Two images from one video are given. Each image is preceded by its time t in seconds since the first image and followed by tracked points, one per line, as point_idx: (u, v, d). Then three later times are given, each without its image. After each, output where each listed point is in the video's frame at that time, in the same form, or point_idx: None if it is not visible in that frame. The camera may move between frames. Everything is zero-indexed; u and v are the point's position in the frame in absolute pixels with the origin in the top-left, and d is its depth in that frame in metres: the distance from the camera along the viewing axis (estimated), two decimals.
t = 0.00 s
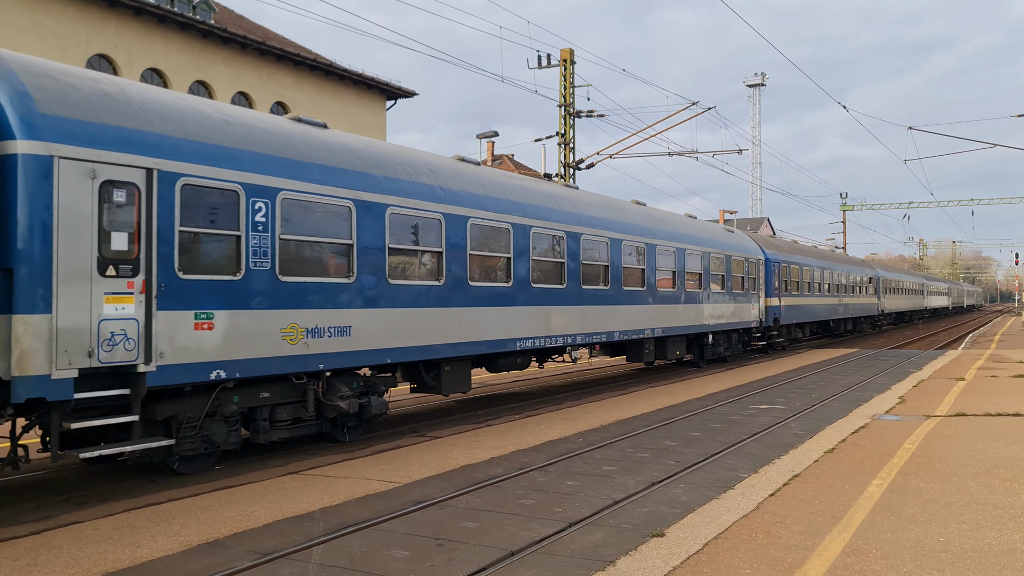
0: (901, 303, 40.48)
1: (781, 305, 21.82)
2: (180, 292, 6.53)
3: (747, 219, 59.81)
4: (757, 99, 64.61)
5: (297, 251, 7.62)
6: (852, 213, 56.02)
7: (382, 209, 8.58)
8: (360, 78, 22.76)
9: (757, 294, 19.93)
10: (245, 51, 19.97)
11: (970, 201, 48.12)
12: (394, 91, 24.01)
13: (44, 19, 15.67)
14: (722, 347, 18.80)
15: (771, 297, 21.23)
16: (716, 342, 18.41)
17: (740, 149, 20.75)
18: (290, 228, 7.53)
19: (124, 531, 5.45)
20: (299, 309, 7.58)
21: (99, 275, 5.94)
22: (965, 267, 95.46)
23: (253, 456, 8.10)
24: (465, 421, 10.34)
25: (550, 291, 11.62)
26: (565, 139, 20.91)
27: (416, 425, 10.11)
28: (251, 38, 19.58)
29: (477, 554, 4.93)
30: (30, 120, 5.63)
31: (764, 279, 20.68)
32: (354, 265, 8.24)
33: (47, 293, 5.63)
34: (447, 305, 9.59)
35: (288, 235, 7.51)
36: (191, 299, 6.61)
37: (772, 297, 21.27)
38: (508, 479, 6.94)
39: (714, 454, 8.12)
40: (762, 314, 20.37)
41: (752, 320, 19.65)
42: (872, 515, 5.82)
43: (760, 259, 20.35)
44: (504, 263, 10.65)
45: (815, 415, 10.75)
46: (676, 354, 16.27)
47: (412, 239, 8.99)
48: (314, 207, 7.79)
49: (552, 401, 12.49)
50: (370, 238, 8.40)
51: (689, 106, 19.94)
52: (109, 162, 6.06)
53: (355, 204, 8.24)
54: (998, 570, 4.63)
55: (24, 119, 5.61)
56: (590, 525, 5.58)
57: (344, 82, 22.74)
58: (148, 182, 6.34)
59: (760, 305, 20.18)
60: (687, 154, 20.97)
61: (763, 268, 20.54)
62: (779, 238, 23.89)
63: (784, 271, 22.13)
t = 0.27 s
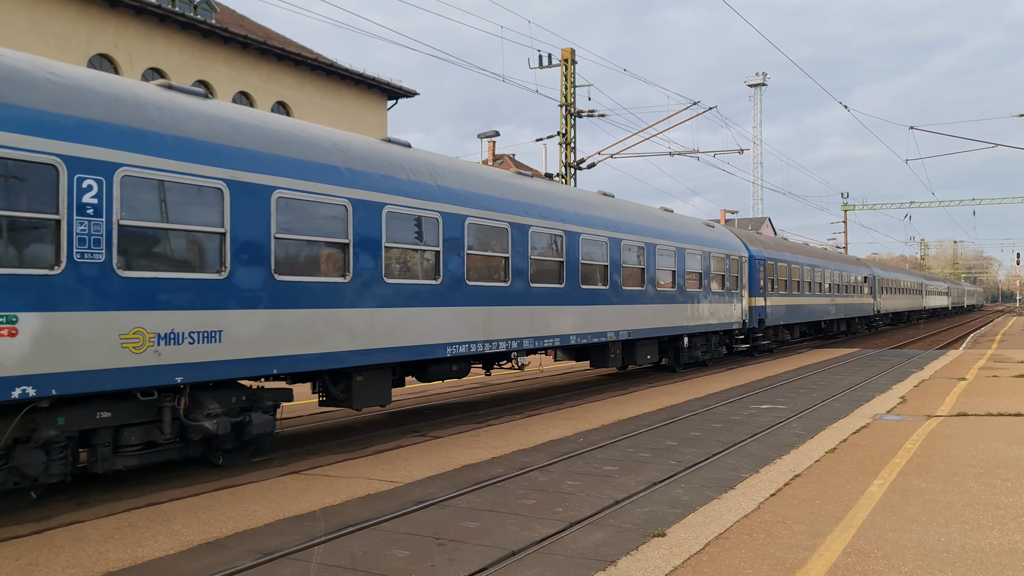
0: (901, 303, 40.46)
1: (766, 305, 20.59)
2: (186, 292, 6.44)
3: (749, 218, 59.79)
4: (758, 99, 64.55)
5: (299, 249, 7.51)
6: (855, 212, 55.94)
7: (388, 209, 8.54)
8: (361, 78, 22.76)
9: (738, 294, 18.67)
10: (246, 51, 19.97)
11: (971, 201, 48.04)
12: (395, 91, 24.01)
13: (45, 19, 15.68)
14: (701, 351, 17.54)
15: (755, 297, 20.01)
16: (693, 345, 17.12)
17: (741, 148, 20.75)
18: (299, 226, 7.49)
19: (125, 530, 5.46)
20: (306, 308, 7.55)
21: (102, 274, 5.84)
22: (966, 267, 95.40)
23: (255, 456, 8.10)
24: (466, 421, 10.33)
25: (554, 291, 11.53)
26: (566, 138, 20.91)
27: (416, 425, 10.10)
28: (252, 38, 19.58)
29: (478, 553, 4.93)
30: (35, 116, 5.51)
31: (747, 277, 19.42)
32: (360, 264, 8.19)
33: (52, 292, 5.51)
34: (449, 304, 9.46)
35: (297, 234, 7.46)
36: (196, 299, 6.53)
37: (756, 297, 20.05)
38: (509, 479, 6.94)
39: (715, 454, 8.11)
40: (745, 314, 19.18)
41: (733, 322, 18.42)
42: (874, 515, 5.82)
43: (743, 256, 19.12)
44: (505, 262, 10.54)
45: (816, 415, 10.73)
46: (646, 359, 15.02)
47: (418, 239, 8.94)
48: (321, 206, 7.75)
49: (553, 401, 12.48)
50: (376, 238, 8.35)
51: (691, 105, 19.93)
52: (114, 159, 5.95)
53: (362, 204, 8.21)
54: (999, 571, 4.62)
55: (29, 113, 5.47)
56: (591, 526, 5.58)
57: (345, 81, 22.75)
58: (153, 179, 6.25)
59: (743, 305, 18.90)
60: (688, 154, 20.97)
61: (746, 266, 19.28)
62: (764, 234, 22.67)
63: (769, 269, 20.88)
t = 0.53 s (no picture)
0: (902, 303, 40.49)
1: (749, 306, 19.26)
2: (189, 292, 6.40)
3: (750, 219, 59.82)
4: (759, 98, 64.61)
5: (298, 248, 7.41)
6: (855, 212, 56.00)
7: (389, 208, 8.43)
8: (362, 78, 22.77)
9: (717, 294, 17.36)
10: (247, 51, 19.98)
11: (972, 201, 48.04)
12: (396, 91, 24.04)
13: (46, 19, 15.69)
14: (672, 356, 16.25)
15: (737, 297, 18.67)
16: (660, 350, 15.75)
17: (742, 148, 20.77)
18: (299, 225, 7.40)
19: (125, 530, 5.46)
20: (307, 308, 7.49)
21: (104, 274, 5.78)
22: (966, 267, 95.41)
23: (256, 455, 8.11)
24: (467, 421, 10.33)
25: (558, 291, 11.48)
26: (567, 138, 20.91)
27: (417, 425, 10.09)
28: (254, 38, 19.59)
29: (479, 553, 4.93)
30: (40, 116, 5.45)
31: (728, 276, 18.13)
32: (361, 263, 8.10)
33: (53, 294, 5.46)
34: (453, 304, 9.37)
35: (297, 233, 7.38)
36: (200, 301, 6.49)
37: (738, 298, 18.73)
38: (511, 478, 6.94)
39: (716, 453, 8.12)
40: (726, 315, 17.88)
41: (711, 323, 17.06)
42: (874, 515, 5.82)
43: (722, 253, 17.87)
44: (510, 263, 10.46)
45: (817, 415, 10.74)
46: (609, 364, 13.64)
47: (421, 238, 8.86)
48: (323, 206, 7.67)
49: (554, 401, 12.48)
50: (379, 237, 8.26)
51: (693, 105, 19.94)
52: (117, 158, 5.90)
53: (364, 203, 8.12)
54: (1000, 570, 4.62)
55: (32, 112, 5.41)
56: (592, 525, 5.58)
57: (346, 81, 22.76)
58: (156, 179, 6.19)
59: (723, 305, 17.63)
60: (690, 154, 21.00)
61: (727, 263, 17.99)
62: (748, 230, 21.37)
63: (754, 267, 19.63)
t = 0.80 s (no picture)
0: (902, 303, 40.50)
1: (728, 306, 17.99)
2: (189, 291, 6.40)
3: (751, 219, 59.85)
4: (761, 98, 64.57)
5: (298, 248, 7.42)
6: (855, 212, 55.81)
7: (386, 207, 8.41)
8: (363, 77, 22.76)
9: (693, 292, 16.07)
10: (248, 50, 19.99)
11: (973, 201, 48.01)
12: (397, 91, 24.06)
13: (46, 19, 15.69)
14: (641, 361, 14.90)
15: (716, 296, 17.39)
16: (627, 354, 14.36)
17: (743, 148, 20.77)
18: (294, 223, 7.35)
19: (126, 530, 5.46)
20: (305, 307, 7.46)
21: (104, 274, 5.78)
22: (967, 267, 95.38)
23: (256, 455, 8.10)
24: (468, 421, 10.32)
25: (558, 292, 11.54)
26: (568, 138, 20.91)
27: (419, 424, 10.10)
28: (254, 38, 19.59)
29: (479, 553, 4.93)
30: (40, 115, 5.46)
31: (706, 274, 16.86)
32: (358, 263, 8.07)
33: (52, 292, 5.46)
34: (454, 304, 9.43)
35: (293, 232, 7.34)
36: (200, 301, 6.48)
37: (718, 297, 17.44)
38: (511, 478, 6.94)
39: (717, 453, 8.11)
40: (703, 317, 16.62)
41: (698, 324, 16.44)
42: (875, 515, 5.81)
43: (700, 249, 16.56)
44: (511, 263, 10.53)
45: (818, 415, 10.72)
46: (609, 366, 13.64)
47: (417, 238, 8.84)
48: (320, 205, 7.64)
49: (554, 401, 12.46)
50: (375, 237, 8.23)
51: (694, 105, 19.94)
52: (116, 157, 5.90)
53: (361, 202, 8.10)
54: (1001, 571, 4.62)
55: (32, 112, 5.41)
56: (593, 525, 5.58)
57: (347, 81, 22.77)
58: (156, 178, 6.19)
59: (701, 305, 16.38)
60: (691, 154, 21.00)
61: (705, 261, 16.69)
62: (731, 226, 20.06)
63: (734, 264, 18.37)
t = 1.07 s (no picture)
0: (903, 303, 40.47)
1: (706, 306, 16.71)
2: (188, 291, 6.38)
3: (752, 218, 59.84)
4: (762, 98, 64.57)
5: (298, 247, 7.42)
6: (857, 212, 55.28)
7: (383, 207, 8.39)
8: (364, 76, 22.76)
9: (663, 291, 14.85)
10: (249, 50, 19.98)
11: (974, 201, 47.93)
12: (398, 91, 24.07)
13: (47, 19, 15.68)
14: (603, 364, 13.55)
15: (691, 296, 16.09)
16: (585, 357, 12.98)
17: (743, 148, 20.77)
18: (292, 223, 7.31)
19: (127, 529, 5.46)
20: (305, 308, 7.43)
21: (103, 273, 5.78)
22: (968, 266, 95.32)
23: (255, 455, 8.12)
24: (469, 421, 10.30)
25: (558, 291, 11.59)
26: (569, 137, 20.90)
27: (420, 424, 10.11)
28: (255, 37, 19.59)
29: (480, 553, 4.93)
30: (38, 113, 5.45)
31: (679, 271, 15.57)
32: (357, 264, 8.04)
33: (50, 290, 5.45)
34: (453, 303, 9.45)
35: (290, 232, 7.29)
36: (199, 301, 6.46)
37: (694, 296, 16.16)
38: (512, 478, 6.93)
39: (718, 453, 8.11)
40: (677, 317, 15.39)
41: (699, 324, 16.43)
42: (876, 515, 5.80)
43: (672, 244, 15.31)
44: (512, 263, 10.57)
45: (819, 415, 10.71)
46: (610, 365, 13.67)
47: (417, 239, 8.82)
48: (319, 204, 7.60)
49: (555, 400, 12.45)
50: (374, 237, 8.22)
51: (695, 104, 19.97)
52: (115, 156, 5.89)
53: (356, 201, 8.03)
54: (1002, 570, 4.61)
55: (31, 110, 5.41)
56: (594, 524, 5.58)
57: (348, 80, 22.76)
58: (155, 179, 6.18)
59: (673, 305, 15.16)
60: (691, 153, 21.01)
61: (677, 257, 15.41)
62: (711, 220, 18.72)
63: (712, 261, 17.12)
